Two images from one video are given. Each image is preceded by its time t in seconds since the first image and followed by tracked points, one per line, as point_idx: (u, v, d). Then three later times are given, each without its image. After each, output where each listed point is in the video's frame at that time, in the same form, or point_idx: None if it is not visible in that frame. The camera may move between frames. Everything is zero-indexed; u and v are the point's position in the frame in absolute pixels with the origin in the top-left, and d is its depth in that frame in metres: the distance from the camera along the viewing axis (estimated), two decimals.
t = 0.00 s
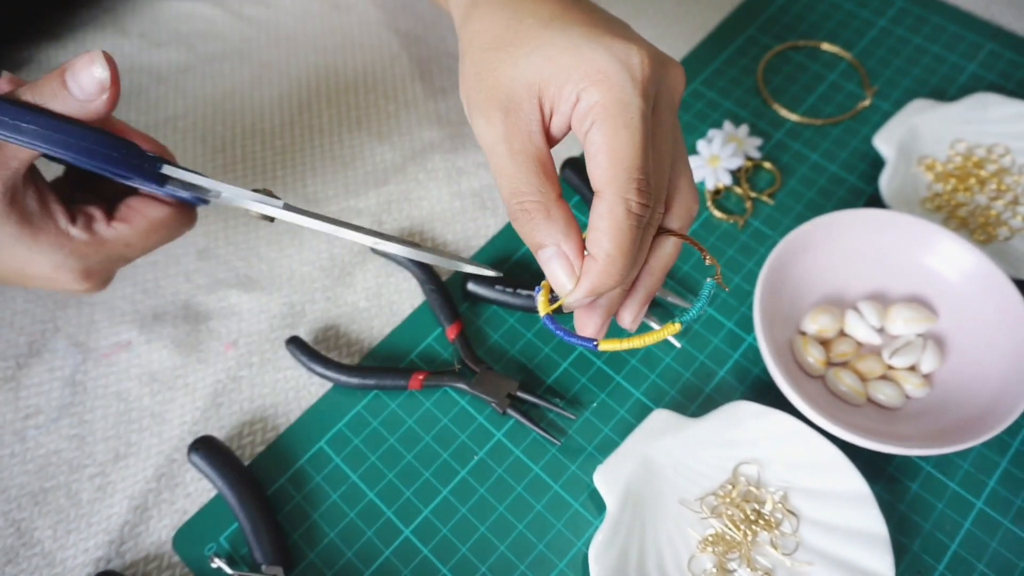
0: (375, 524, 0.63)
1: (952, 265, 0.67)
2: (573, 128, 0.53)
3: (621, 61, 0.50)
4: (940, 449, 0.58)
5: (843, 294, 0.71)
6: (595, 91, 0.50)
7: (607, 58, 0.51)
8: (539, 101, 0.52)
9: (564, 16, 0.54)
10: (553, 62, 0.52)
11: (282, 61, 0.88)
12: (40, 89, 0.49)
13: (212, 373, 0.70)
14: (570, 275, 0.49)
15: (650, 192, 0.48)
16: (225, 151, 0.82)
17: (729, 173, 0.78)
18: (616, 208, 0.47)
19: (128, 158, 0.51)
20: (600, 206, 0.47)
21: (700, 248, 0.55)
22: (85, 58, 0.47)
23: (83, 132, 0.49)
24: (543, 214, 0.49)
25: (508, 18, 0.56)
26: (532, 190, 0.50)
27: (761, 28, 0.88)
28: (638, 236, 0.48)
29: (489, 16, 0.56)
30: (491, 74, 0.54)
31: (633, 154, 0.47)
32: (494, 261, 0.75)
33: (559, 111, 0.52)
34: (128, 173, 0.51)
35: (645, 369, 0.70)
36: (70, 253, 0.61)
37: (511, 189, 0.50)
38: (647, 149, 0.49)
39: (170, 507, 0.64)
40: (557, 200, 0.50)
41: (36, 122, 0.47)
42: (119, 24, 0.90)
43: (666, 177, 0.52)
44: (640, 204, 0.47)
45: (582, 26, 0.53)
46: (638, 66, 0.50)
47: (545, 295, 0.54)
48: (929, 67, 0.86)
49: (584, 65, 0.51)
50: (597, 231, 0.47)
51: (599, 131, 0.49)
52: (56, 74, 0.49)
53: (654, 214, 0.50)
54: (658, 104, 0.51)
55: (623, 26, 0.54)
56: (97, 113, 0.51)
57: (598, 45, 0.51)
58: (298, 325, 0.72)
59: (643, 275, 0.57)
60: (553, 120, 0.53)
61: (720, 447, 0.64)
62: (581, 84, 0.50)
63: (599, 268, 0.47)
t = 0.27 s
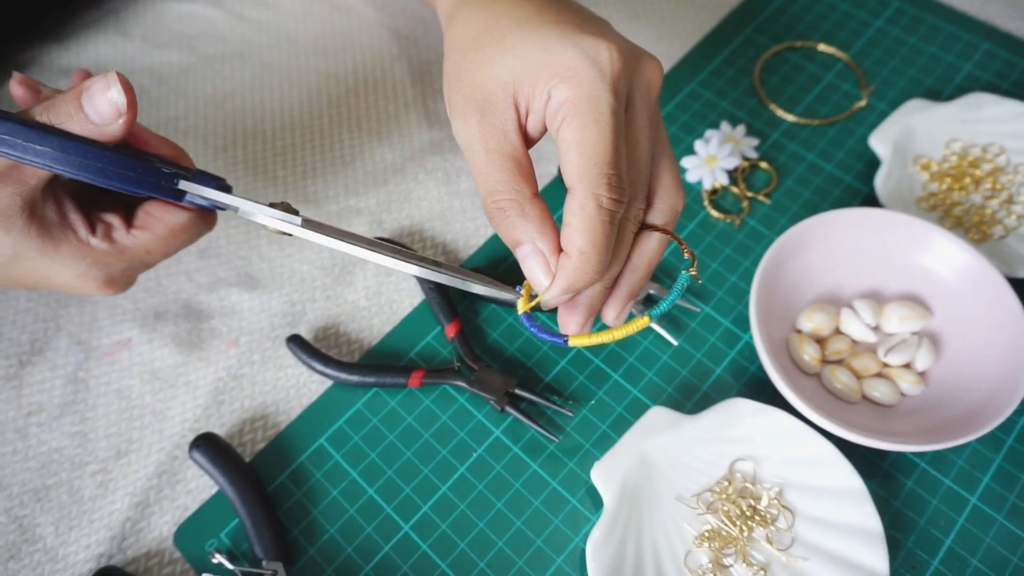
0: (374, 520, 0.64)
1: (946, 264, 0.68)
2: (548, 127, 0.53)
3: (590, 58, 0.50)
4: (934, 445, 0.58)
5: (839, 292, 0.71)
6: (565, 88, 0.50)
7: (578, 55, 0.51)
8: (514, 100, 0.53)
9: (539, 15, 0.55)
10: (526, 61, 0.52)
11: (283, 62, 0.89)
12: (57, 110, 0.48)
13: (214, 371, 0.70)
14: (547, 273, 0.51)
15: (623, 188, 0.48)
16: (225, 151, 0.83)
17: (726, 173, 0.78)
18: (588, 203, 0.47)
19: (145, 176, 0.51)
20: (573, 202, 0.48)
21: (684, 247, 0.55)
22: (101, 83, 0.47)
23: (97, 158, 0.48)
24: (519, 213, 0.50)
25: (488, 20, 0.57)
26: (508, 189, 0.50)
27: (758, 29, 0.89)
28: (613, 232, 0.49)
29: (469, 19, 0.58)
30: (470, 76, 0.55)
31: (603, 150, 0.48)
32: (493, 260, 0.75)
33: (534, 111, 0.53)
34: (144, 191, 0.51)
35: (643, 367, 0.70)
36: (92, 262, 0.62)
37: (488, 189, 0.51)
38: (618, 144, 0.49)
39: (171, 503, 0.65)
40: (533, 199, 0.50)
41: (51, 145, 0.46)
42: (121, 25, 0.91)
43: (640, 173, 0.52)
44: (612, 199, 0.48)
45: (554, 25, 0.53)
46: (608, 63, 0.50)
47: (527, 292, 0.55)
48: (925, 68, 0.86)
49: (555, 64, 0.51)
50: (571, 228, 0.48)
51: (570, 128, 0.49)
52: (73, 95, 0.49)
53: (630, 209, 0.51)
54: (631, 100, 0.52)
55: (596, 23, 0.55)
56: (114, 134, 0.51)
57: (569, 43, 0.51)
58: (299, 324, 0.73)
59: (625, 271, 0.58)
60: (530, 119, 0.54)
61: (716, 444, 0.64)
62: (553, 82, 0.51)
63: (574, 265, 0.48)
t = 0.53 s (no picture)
0: (373, 514, 0.64)
1: (942, 257, 0.68)
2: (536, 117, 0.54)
3: (577, 47, 0.51)
4: (931, 437, 0.58)
5: (836, 286, 0.72)
6: (553, 79, 0.51)
7: (565, 45, 0.51)
8: (502, 91, 0.53)
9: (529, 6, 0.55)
10: (514, 52, 0.53)
11: (281, 59, 0.90)
12: (65, 114, 0.49)
13: (213, 366, 0.71)
14: (534, 263, 0.51)
15: (609, 177, 0.49)
16: (225, 148, 0.83)
17: (723, 168, 0.79)
18: (574, 192, 0.48)
19: (150, 178, 0.50)
20: (559, 191, 0.48)
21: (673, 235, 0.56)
22: (109, 87, 0.47)
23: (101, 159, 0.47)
24: (505, 202, 0.50)
25: (478, 12, 0.57)
26: (496, 180, 0.51)
27: (755, 25, 0.89)
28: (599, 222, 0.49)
29: (461, 12, 0.58)
30: (460, 67, 0.55)
31: (588, 138, 0.48)
32: (491, 255, 0.76)
33: (522, 100, 0.53)
34: (148, 192, 0.50)
35: (640, 361, 0.70)
36: (96, 262, 0.62)
37: (476, 179, 0.52)
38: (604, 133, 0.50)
39: (171, 498, 0.65)
40: (520, 188, 0.51)
41: (57, 147, 0.45)
42: (120, 24, 0.91)
43: (628, 162, 0.53)
44: (597, 188, 0.48)
45: (542, 16, 0.54)
46: (594, 51, 0.51)
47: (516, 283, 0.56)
48: (922, 64, 0.87)
49: (542, 54, 0.52)
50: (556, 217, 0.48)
51: (557, 117, 0.50)
52: (80, 98, 0.49)
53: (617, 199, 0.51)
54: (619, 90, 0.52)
55: (585, 15, 0.55)
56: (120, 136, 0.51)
57: (556, 33, 0.52)
58: (298, 319, 0.73)
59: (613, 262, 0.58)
60: (519, 109, 0.55)
61: (713, 437, 0.64)
62: (540, 71, 0.51)
63: (560, 254, 0.48)
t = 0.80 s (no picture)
0: (376, 508, 0.64)
1: (944, 252, 0.68)
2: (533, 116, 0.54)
3: (573, 47, 0.51)
4: (932, 431, 0.59)
5: (838, 282, 0.72)
6: (550, 78, 0.51)
7: (562, 45, 0.51)
8: (499, 91, 0.54)
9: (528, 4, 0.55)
10: (511, 52, 0.53)
11: (283, 55, 0.90)
12: (77, 108, 0.48)
13: (216, 360, 0.71)
14: (531, 259, 0.51)
15: (604, 176, 0.49)
16: (227, 144, 0.83)
17: (725, 164, 0.79)
18: (569, 191, 0.48)
19: (163, 174, 0.50)
20: (554, 190, 0.48)
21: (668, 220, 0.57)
22: (124, 87, 0.47)
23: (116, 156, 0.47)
24: (502, 201, 0.50)
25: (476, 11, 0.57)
26: (493, 178, 0.51)
27: (757, 22, 0.89)
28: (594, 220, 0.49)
29: (460, 9, 0.58)
30: (458, 66, 0.55)
31: (583, 138, 0.48)
32: (494, 250, 0.76)
33: (519, 100, 0.53)
34: (161, 187, 0.51)
35: (642, 356, 0.71)
36: (108, 251, 0.62)
37: (473, 177, 0.52)
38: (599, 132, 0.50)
39: (174, 491, 0.65)
40: (516, 186, 0.51)
41: (72, 144, 0.45)
42: (124, 20, 0.92)
43: (624, 161, 0.53)
44: (592, 187, 0.48)
45: (540, 15, 0.54)
46: (591, 51, 0.51)
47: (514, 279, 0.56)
48: (924, 60, 0.87)
49: (538, 54, 0.52)
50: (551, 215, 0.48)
51: (553, 116, 0.50)
52: (95, 95, 0.48)
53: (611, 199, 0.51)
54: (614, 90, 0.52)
55: (584, 14, 0.55)
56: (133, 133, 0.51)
57: (554, 32, 0.52)
58: (300, 314, 0.73)
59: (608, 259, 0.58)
60: (516, 110, 0.55)
61: (715, 431, 0.65)
62: (537, 71, 0.52)
63: (556, 251, 0.48)
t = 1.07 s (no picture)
0: (378, 503, 0.65)
1: (942, 249, 0.69)
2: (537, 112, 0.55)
3: (581, 45, 0.52)
4: (931, 427, 0.59)
5: (837, 279, 0.72)
6: (556, 75, 0.52)
7: (569, 42, 0.52)
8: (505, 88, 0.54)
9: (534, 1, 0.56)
10: (517, 48, 0.53)
11: (285, 54, 0.90)
12: (98, 127, 0.50)
13: (219, 356, 0.71)
14: (534, 255, 0.51)
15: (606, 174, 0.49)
16: (230, 142, 0.84)
17: (725, 162, 0.79)
18: (572, 187, 0.48)
19: (165, 182, 0.50)
20: (557, 186, 0.48)
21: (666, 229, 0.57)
22: (142, 112, 0.49)
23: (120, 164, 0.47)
24: (506, 195, 0.51)
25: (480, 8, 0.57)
26: (498, 173, 0.51)
27: (757, 21, 0.90)
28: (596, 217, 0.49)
29: (464, 5, 0.58)
30: (462, 62, 0.56)
31: (587, 137, 0.49)
32: (495, 247, 0.76)
33: (524, 95, 0.54)
34: (165, 196, 0.51)
35: (643, 352, 0.71)
36: (114, 255, 0.62)
37: (478, 172, 0.52)
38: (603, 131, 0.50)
39: (177, 487, 0.66)
40: (520, 182, 0.51)
41: (76, 156, 0.45)
42: (126, 18, 0.92)
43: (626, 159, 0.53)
44: (594, 184, 0.49)
45: (547, 12, 0.55)
46: (599, 50, 0.51)
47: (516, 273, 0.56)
48: (922, 59, 0.87)
49: (545, 50, 0.52)
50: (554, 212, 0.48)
51: (558, 113, 0.50)
52: (114, 115, 0.50)
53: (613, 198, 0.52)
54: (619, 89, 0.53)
55: (590, 13, 0.56)
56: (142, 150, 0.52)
57: (561, 30, 0.53)
58: (302, 310, 0.74)
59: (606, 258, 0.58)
60: (520, 105, 0.55)
61: (715, 427, 0.65)
62: (544, 67, 0.52)
63: (558, 247, 0.48)
